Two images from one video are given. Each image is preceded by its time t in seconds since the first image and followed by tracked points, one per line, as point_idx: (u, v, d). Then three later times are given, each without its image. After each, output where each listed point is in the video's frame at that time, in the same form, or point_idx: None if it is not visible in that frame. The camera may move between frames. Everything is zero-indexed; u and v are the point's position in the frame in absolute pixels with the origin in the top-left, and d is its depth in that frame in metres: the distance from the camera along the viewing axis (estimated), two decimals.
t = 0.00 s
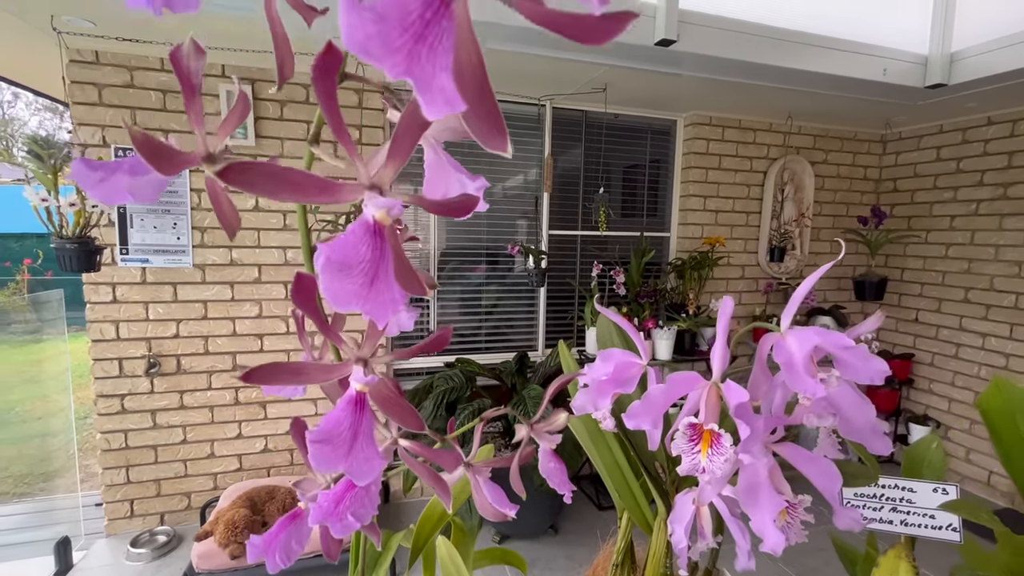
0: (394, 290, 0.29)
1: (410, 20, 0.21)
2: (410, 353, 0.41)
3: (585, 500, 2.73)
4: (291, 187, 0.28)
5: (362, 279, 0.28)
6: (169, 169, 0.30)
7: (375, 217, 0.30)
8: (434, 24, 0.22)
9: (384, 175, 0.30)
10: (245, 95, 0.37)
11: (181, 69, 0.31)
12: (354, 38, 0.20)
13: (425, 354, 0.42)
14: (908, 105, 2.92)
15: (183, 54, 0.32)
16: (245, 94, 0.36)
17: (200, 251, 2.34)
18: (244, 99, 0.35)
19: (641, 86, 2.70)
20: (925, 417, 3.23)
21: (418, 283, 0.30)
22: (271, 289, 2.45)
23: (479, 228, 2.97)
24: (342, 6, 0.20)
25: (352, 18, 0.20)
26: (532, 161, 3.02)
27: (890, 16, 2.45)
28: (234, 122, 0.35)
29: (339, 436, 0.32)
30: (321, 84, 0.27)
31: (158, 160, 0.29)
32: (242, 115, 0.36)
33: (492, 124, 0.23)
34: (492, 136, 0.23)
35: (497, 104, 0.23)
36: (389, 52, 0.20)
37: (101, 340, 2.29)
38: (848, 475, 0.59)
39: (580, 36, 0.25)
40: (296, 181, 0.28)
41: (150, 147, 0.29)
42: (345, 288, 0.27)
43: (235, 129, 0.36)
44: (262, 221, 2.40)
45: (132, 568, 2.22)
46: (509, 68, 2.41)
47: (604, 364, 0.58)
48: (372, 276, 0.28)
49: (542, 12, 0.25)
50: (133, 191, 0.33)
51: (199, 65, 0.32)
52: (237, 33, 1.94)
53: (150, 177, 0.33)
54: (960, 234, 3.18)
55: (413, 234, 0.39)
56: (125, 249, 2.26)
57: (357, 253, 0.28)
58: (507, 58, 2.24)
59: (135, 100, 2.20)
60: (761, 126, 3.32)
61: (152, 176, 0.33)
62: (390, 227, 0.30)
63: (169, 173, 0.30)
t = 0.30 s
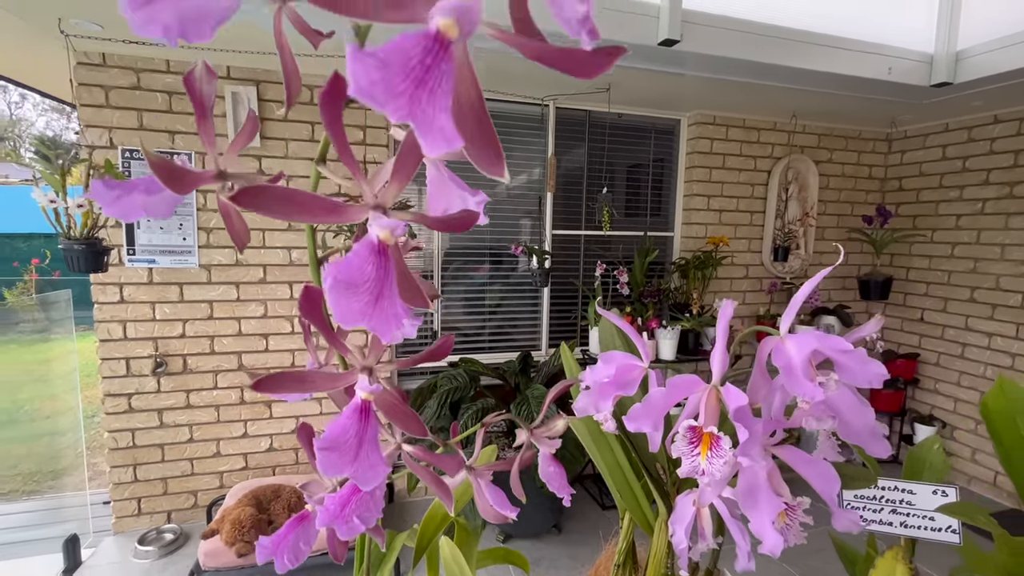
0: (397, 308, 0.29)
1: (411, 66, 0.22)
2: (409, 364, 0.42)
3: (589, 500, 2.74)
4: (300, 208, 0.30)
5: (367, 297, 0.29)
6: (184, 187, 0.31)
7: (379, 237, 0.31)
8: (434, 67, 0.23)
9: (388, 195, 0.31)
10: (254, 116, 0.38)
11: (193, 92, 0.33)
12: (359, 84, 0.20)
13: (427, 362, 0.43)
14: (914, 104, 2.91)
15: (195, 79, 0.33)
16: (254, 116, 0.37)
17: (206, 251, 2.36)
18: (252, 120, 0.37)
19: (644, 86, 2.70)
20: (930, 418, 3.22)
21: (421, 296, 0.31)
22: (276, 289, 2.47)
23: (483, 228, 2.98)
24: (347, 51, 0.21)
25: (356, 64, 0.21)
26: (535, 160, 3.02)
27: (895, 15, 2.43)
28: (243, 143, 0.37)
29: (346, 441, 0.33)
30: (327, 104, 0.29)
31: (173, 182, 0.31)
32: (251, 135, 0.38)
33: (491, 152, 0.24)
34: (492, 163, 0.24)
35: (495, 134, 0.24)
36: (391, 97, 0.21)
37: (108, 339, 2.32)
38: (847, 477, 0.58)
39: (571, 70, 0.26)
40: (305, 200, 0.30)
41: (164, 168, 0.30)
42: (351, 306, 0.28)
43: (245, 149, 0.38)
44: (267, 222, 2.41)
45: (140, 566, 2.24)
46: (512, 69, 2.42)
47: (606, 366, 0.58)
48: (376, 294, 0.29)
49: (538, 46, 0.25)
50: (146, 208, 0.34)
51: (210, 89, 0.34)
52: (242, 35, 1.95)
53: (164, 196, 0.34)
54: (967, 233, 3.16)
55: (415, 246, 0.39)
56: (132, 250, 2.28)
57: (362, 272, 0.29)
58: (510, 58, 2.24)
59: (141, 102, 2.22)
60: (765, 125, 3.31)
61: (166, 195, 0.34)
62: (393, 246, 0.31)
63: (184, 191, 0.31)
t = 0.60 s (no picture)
0: (399, 326, 0.31)
1: (408, 117, 0.25)
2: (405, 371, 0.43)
3: (593, 498, 2.75)
4: (304, 232, 0.31)
5: (370, 318, 0.30)
6: (197, 212, 0.34)
7: (382, 260, 0.32)
8: (430, 117, 0.26)
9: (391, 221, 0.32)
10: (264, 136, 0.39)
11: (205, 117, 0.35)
12: (363, 137, 0.24)
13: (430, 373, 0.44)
14: (921, 101, 2.89)
15: (207, 105, 0.35)
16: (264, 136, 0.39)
17: (213, 252, 2.38)
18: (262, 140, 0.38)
19: (648, 85, 2.70)
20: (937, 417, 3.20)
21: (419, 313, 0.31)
22: (282, 289, 2.48)
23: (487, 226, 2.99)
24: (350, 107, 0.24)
25: (361, 118, 0.24)
26: (540, 159, 3.02)
27: (901, 11, 2.41)
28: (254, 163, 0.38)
29: (350, 452, 0.34)
30: (334, 137, 0.29)
31: (186, 206, 0.33)
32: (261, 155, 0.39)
33: (484, 181, 0.26)
34: (484, 191, 0.27)
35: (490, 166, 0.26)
36: (390, 148, 0.24)
37: (118, 339, 2.35)
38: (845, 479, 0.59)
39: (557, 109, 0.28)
40: (310, 221, 0.31)
41: (178, 195, 0.32)
42: (354, 329, 0.29)
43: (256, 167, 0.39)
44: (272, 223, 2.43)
45: (149, 563, 2.27)
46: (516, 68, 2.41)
47: (608, 369, 0.59)
48: (378, 316, 0.30)
49: (534, 88, 0.27)
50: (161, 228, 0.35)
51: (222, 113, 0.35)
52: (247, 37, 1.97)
53: (178, 216, 0.36)
54: (975, 230, 3.14)
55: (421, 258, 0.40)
56: (141, 251, 2.30)
57: (365, 296, 0.30)
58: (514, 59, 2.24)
59: (149, 104, 2.25)
60: (770, 122, 3.29)
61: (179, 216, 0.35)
62: (396, 268, 0.32)
63: (196, 215, 0.34)
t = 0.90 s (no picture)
0: (398, 353, 0.32)
1: (405, 174, 0.28)
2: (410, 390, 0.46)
3: (598, 497, 2.76)
4: (310, 264, 0.35)
5: (372, 346, 0.32)
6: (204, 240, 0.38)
7: (383, 289, 0.34)
8: (425, 173, 0.29)
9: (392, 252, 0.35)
10: (269, 166, 0.44)
11: (217, 150, 0.38)
12: (362, 194, 0.27)
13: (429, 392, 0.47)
14: (927, 98, 2.87)
15: (217, 137, 0.37)
16: (268, 166, 0.43)
17: (220, 253, 2.41)
18: (267, 170, 0.43)
19: (651, 84, 2.69)
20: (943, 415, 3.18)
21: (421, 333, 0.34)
22: (288, 289, 2.50)
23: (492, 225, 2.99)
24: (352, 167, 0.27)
25: (362, 177, 0.27)
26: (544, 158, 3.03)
27: (906, 7, 2.39)
28: (261, 190, 0.43)
29: (354, 466, 0.36)
30: (337, 177, 0.32)
31: (196, 236, 0.37)
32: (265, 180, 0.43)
33: (480, 220, 0.29)
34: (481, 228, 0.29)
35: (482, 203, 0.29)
36: (388, 203, 0.27)
37: (126, 340, 2.37)
38: (841, 483, 0.60)
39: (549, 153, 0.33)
40: (317, 256, 0.35)
41: (190, 227, 0.37)
42: (357, 356, 0.31)
43: (262, 193, 0.44)
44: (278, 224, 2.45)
45: (159, 560, 2.30)
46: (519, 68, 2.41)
47: (608, 373, 0.60)
48: (380, 342, 0.32)
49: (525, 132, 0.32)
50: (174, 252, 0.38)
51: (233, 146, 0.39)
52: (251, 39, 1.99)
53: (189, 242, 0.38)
54: (981, 228, 3.11)
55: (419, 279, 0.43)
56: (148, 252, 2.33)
57: (367, 324, 0.32)
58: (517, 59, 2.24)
59: (156, 107, 2.27)
60: (774, 120, 3.28)
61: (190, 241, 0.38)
62: (397, 297, 0.35)
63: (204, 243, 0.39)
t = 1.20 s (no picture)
0: (394, 377, 0.35)
1: (398, 220, 0.30)
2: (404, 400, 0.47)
3: (602, 496, 2.77)
4: (313, 288, 0.37)
5: (370, 370, 0.34)
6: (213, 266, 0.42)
7: (381, 315, 0.37)
8: (417, 216, 0.31)
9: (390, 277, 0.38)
10: (274, 186, 0.45)
11: (224, 179, 0.41)
12: (358, 240, 0.29)
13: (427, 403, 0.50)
14: (932, 94, 2.85)
15: (224, 167, 0.41)
16: (273, 186, 0.45)
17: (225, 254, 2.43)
18: (272, 192, 0.44)
19: (654, 82, 2.69)
20: (950, 413, 3.17)
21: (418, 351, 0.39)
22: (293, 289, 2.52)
23: (495, 224, 3.00)
24: (347, 216, 0.29)
25: (358, 225, 0.29)
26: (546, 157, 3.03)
27: (912, 3, 2.38)
28: (265, 211, 0.45)
29: (356, 478, 0.38)
30: (336, 209, 0.34)
31: (205, 261, 0.41)
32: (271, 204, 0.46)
33: (472, 253, 0.31)
34: (472, 262, 0.32)
35: (477, 239, 0.31)
36: (382, 248, 0.29)
37: (134, 340, 2.40)
38: (837, 487, 0.60)
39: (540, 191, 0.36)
40: (317, 283, 0.37)
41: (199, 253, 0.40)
42: (358, 380, 0.33)
43: (267, 212, 0.46)
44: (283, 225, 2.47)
45: (168, 558, 2.32)
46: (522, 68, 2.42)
47: (608, 376, 0.61)
48: (378, 367, 0.34)
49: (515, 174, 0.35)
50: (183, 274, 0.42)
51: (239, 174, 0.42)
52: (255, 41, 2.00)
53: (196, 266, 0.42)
54: (987, 225, 3.09)
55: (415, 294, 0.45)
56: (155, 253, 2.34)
57: (365, 349, 0.34)
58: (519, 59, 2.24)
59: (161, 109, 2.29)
60: (778, 118, 3.27)
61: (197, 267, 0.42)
62: (394, 322, 0.37)
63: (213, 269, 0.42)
